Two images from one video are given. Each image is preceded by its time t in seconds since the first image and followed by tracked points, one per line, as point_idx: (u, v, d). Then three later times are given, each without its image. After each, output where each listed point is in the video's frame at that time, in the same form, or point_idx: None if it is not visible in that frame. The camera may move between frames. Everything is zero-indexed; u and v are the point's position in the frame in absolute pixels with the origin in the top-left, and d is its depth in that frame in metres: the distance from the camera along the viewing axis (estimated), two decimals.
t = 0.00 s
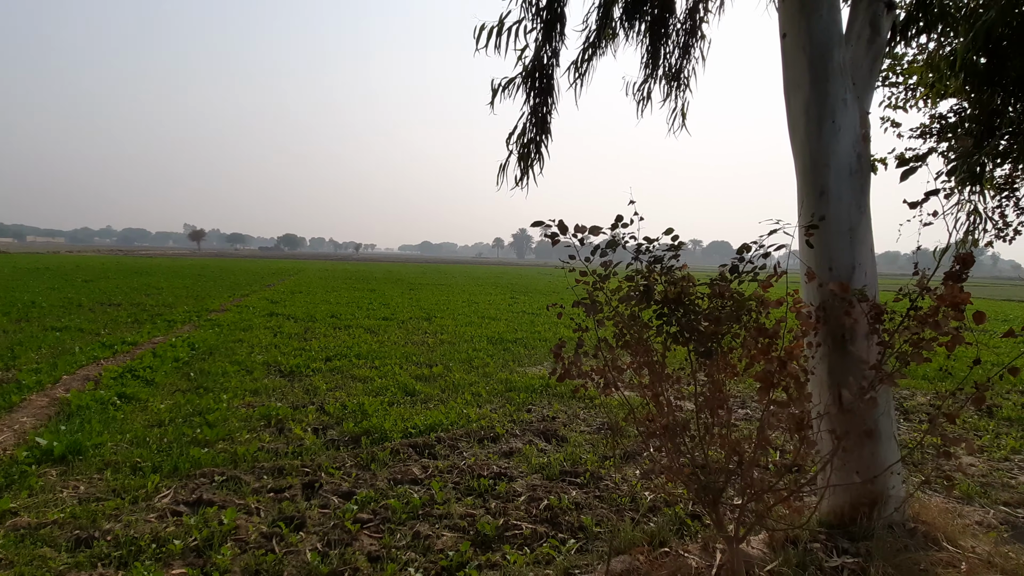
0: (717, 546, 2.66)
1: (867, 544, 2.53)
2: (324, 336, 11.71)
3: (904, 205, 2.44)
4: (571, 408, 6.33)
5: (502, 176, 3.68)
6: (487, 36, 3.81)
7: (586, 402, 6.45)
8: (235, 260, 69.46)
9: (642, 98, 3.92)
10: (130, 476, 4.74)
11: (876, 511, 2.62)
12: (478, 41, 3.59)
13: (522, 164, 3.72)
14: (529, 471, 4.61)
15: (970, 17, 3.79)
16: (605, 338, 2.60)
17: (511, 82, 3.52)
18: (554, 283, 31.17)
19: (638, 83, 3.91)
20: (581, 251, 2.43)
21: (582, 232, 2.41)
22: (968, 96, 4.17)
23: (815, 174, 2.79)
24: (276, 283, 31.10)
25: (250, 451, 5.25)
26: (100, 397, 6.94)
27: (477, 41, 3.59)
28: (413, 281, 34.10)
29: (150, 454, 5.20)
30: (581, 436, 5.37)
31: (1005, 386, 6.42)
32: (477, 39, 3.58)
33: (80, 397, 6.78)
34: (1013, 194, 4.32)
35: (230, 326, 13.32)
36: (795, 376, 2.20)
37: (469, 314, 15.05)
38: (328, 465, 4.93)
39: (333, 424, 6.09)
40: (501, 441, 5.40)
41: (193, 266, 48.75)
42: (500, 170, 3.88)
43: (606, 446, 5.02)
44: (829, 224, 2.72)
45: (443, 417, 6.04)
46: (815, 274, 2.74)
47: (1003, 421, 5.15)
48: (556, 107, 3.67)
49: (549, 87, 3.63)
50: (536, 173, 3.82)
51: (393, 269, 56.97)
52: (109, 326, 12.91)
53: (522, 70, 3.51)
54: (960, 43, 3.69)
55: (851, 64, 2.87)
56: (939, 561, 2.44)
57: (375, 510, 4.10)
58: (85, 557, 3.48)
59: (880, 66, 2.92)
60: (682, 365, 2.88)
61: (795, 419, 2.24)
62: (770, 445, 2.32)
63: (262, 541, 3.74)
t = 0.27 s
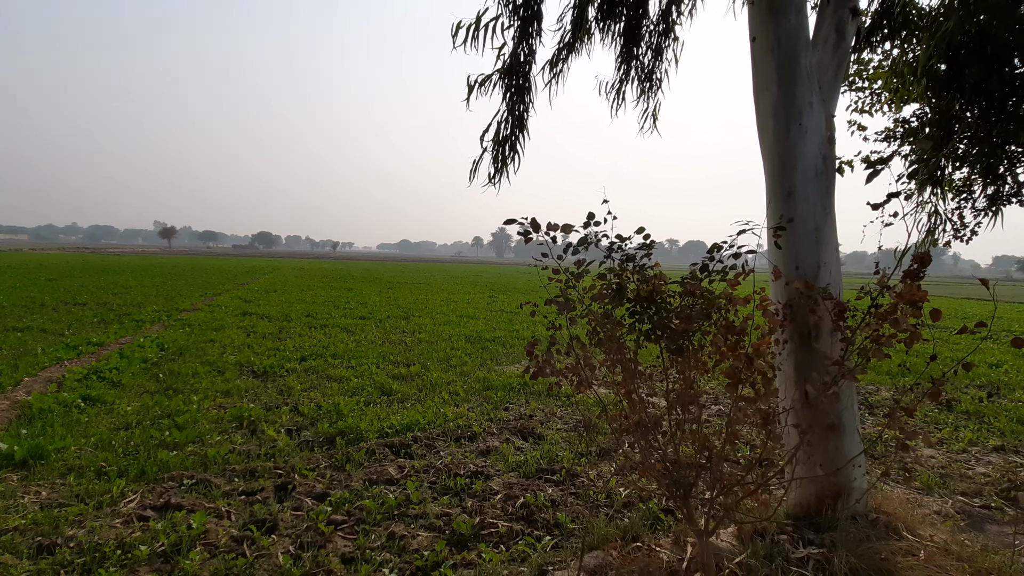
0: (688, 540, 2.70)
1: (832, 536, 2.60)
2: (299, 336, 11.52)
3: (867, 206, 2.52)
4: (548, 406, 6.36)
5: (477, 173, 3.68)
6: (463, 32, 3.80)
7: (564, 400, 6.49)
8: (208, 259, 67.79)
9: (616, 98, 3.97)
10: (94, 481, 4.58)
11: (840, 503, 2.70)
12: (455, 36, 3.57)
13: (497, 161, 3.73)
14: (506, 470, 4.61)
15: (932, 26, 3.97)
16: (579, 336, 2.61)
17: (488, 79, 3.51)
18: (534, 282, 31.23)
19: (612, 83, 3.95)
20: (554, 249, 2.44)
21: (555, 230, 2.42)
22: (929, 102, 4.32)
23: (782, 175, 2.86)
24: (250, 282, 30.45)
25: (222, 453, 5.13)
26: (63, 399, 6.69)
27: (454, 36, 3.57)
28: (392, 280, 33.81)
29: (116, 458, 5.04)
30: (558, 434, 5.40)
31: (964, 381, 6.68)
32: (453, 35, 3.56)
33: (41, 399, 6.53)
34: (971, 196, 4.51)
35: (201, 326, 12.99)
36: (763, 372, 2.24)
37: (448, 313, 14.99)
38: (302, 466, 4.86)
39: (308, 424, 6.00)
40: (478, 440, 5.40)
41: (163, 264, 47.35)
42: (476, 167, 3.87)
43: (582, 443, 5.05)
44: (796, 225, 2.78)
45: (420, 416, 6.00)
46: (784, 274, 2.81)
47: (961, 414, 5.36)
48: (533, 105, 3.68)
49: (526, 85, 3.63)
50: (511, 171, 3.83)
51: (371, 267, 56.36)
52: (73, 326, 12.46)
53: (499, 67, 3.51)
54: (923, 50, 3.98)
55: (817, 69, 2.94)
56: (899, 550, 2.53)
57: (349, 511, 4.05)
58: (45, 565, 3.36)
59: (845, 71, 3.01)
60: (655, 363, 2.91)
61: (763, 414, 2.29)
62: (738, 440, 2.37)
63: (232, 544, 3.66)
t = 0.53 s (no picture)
0: (659, 534, 2.74)
1: (797, 527, 2.68)
2: (272, 336, 11.29)
3: (831, 207, 2.59)
4: (524, 404, 6.37)
5: (450, 168, 3.67)
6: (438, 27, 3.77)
7: (540, 398, 6.52)
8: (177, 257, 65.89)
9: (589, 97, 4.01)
10: (54, 487, 4.40)
11: (804, 495, 2.78)
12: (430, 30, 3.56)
13: (471, 158, 3.73)
14: (482, 468, 4.61)
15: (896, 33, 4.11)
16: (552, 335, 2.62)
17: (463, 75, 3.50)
18: (512, 280, 31.26)
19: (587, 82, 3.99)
20: (526, 248, 2.44)
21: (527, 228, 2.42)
22: (891, 107, 4.47)
23: (750, 176, 2.92)
24: (222, 280, 29.75)
25: (189, 456, 4.99)
26: (20, 402, 6.42)
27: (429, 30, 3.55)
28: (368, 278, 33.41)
29: (77, 463, 4.85)
30: (534, 432, 5.42)
31: (924, 376, 6.94)
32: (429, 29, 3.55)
33: None
34: (929, 198, 4.70)
35: (169, 325, 12.61)
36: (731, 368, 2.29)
37: (425, 312, 14.90)
38: (273, 468, 4.76)
39: (280, 426, 5.88)
40: (454, 439, 5.38)
41: (130, 263, 45.85)
42: (449, 163, 3.85)
43: (558, 441, 5.08)
44: (763, 225, 2.85)
45: (395, 416, 5.95)
46: (752, 272, 2.88)
47: (921, 408, 5.57)
48: (508, 103, 3.69)
49: (501, 83, 3.63)
50: (484, 168, 3.83)
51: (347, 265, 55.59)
52: (32, 326, 11.95)
53: (475, 63, 3.50)
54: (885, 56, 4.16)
55: (784, 73, 3.02)
56: (860, 539, 2.61)
57: (322, 514, 3.99)
58: None
59: (811, 75, 3.08)
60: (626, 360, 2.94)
61: (730, 409, 2.34)
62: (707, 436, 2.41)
63: (200, 550, 3.57)
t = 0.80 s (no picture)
0: (632, 530, 2.77)
1: (766, 520, 2.74)
2: (245, 335, 11.04)
3: (798, 208, 2.65)
4: (502, 403, 6.38)
5: (424, 165, 3.66)
6: (412, 22, 3.74)
7: (517, 396, 6.53)
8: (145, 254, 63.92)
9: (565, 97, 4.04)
10: (11, 494, 4.22)
11: (773, 488, 2.85)
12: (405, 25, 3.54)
13: (445, 155, 3.72)
14: (458, 467, 4.59)
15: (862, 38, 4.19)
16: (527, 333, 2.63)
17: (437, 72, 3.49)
18: (491, 279, 31.23)
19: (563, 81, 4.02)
20: (501, 246, 2.43)
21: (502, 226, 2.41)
22: (857, 111, 4.58)
23: (721, 177, 2.97)
24: (193, 279, 28.97)
25: (157, 459, 4.85)
26: None
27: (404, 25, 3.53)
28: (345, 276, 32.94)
29: (37, 468, 4.66)
30: (511, 430, 5.43)
31: (888, 371, 7.18)
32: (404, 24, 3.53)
33: None
34: (893, 199, 4.86)
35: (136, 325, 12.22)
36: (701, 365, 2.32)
37: (403, 311, 14.77)
38: (244, 471, 4.66)
39: (252, 427, 5.76)
40: (431, 438, 5.35)
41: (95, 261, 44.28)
42: (422, 160, 3.84)
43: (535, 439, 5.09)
44: (734, 225, 2.90)
45: (371, 416, 5.88)
46: (723, 271, 2.93)
47: (885, 402, 5.76)
48: (483, 101, 3.69)
49: (476, 81, 3.62)
50: (458, 165, 3.83)
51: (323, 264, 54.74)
52: None
53: (449, 60, 3.49)
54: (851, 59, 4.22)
55: (754, 75, 3.08)
56: (826, 530, 2.69)
57: (294, 516, 3.92)
58: None
59: (780, 78, 3.15)
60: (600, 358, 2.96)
61: (701, 406, 2.37)
62: (679, 432, 2.44)
63: (167, 556, 3.47)
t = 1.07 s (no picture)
0: (604, 526, 2.80)
1: (734, 513, 2.80)
2: (213, 335, 10.74)
3: (763, 208, 2.72)
4: (477, 401, 6.37)
5: (395, 162, 3.63)
6: (383, 16, 3.69)
7: (492, 395, 6.53)
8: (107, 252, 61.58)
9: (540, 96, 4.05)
10: None
11: (739, 482, 2.92)
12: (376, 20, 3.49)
13: (416, 153, 3.70)
14: (433, 467, 4.56)
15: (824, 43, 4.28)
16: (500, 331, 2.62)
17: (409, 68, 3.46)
18: (467, 277, 31.14)
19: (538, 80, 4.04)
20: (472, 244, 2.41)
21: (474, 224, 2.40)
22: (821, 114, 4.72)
23: (691, 178, 3.02)
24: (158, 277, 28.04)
25: (119, 464, 4.68)
26: None
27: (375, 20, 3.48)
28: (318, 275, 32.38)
29: None
30: (486, 429, 5.43)
31: (850, 367, 7.44)
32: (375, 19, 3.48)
33: None
34: (855, 201, 5.03)
35: (97, 325, 11.75)
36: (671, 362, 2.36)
37: (377, 310, 14.59)
38: (212, 474, 4.53)
39: (220, 430, 5.60)
40: (404, 438, 5.30)
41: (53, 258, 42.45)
42: (393, 157, 3.80)
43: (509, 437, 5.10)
44: (703, 225, 2.96)
45: (344, 416, 5.80)
46: (693, 270, 2.99)
47: (847, 397, 5.97)
48: (455, 99, 3.67)
49: (448, 78, 3.60)
50: (429, 163, 3.81)
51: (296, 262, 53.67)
52: None
53: (421, 57, 3.47)
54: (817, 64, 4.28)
55: (722, 78, 3.14)
56: (790, 522, 2.76)
57: (264, 520, 3.84)
58: None
59: (748, 81, 3.22)
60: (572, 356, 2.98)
61: (670, 402, 2.41)
62: (649, 428, 2.47)
63: (129, 564, 3.35)
